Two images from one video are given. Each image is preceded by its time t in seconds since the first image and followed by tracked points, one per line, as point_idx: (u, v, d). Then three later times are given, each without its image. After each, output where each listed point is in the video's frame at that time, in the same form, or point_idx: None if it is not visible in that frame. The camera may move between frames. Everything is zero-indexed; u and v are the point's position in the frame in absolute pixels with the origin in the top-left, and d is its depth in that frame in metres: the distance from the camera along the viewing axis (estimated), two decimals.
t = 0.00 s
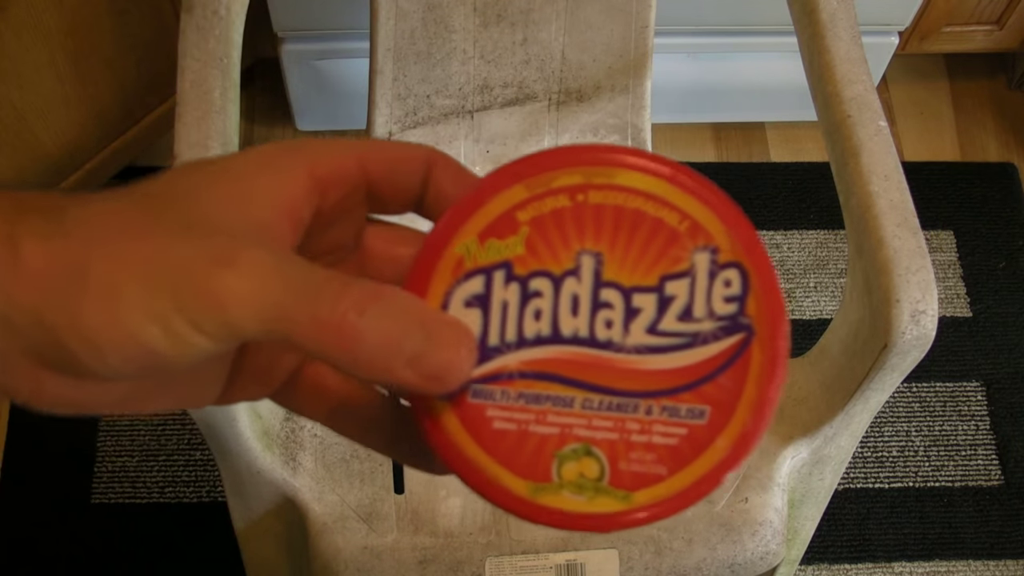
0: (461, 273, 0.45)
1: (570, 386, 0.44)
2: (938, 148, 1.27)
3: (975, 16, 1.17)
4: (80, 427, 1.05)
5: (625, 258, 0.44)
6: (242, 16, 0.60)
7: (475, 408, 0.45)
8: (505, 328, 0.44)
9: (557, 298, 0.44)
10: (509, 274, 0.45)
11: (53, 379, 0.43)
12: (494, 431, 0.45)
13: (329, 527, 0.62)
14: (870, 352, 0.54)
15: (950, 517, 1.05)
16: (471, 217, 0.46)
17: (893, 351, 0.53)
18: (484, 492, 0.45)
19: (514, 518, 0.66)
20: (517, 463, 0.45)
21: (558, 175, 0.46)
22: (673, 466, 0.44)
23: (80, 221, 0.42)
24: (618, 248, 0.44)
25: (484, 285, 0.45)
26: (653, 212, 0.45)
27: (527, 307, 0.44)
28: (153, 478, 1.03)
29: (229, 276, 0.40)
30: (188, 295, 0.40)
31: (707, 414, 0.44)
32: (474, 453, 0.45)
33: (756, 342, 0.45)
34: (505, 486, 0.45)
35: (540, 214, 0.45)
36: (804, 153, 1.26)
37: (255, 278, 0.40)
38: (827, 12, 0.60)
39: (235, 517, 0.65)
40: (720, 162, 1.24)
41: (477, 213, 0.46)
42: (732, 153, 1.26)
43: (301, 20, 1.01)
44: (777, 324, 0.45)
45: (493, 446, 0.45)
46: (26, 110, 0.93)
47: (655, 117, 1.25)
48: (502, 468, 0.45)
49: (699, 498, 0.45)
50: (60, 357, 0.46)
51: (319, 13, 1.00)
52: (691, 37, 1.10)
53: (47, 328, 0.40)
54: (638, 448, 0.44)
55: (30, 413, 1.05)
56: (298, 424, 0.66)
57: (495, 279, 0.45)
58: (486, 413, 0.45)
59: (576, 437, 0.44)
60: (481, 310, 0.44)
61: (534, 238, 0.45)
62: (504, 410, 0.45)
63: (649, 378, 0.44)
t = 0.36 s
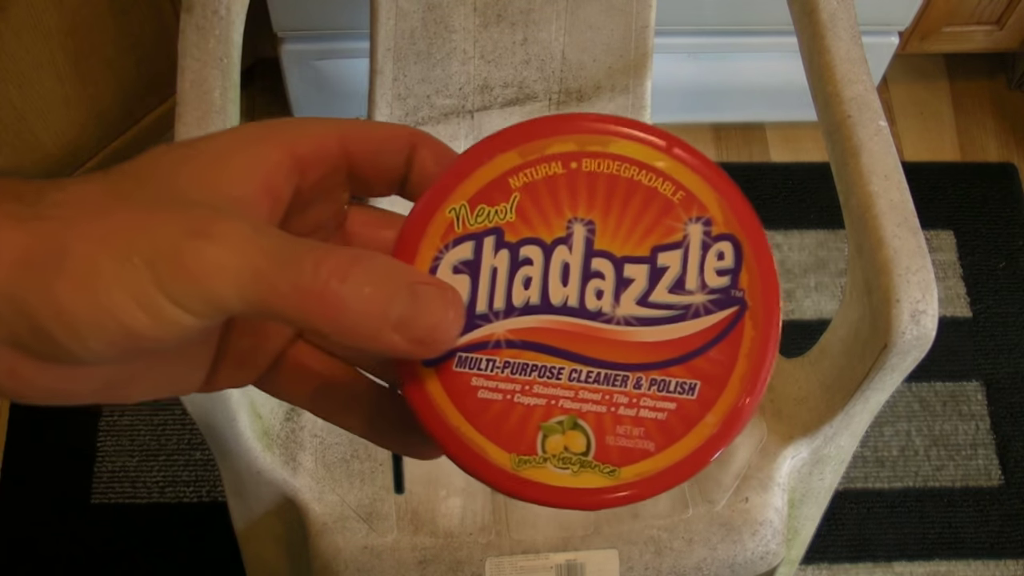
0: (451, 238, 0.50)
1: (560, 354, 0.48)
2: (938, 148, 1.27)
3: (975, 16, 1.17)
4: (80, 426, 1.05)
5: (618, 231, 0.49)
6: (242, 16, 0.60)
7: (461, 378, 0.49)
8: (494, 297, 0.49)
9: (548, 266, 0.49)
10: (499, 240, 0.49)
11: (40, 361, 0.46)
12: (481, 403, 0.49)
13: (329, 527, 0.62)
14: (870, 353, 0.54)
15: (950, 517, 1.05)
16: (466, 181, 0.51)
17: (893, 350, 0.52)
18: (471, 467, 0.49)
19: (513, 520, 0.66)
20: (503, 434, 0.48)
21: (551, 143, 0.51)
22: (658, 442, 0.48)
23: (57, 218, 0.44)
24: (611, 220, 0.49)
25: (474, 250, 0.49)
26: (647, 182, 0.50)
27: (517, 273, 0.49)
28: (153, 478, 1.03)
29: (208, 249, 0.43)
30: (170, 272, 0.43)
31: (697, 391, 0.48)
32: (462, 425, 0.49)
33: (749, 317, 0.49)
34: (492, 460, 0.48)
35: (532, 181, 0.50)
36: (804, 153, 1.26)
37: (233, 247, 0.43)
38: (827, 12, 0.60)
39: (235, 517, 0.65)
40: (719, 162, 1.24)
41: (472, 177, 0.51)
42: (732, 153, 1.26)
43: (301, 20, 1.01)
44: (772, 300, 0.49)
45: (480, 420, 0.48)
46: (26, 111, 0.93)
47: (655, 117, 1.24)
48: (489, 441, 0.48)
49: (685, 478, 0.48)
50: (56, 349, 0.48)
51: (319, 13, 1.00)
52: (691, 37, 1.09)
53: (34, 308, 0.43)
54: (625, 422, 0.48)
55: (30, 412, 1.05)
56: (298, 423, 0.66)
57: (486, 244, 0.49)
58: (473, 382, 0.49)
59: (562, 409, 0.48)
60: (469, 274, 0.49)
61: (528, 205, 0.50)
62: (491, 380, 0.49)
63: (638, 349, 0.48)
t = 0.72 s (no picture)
0: (432, 217, 0.51)
1: (539, 335, 0.50)
2: (938, 147, 1.27)
3: (975, 16, 1.17)
4: (80, 426, 1.05)
5: (599, 214, 0.50)
6: (242, 15, 0.60)
7: (440, 357, 0.51)
8: (474, 276, 0.50)
9: (529, 247, 0.50)
10: (480, 220, 0.51)
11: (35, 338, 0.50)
12: (459, 381, 0.50)
13: (329, 527, 0.62)
14: (869, 353, 0.54)
15: (950, 517, 1.05)
16: (449, 160, 0.52)
17: (893, 350, 0.52)
18: (449, 445, 0.51)
19: (513, 519, 0.66)
20: (481, 413, 0.50)
21: (534, 124, 0.52)
22: (633, 424, 0.50)
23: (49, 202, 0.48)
24: (593, 203, 0.51)
25: (455, 229, 0.51)
26: (629, 165, 0.52)
27: (498, 254, 0.50)
28: (153, 478, 1.03)
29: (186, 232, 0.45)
30: (150, 255, 0.45)
31: (674, 374, 0.50)
32: (440, 403, 0.51)
33: (727, 302, 0.50)
34: (470, 438, 0.50)
35: (514, 161, 0.52)
36: (804, 153, 1.26)
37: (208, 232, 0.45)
38: (827, 12, 0.60)
39: (235, 517, 0.65)
40: (719, 162, 1.24)
41: (456, 155, 0.52)
42: (732, 153, 1.26)
43: (301, 20, 1.01)
44: (751, 285, 0.50)
45: (459, 399, 0.50)
46: (26, 111, 0.93)
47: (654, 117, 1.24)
48: (467, 420, 0.50)
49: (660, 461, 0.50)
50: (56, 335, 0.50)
51: (319, 14, 1.00)
52: (690, 37, 1.09)
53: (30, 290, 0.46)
54: (603, 404, 0.50)
55: (29, 412, 1.05)
56: (297, 423, 0.66)
57: (467, 223, 0.51)
58: (451, 361, 0.50)
59: (539, 389, 0.50)
60: (450, 254, 0.51)
61: (510, 187, 0.51)
62: (469, 359, 0.50)
63: (616, 331, 0.50)
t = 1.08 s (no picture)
0: (422, 168, 0.49)
1: (524, 282, 0.47)
2: (938, 147, 1.27)
3: (975, 16, 1.17)
4: (80, 426, 1.05)
5: (586, 165, 0.49)
6: (242, 16, 0.60)
7: (426, 300, 0.48)
8: (463, 225, 0.48)
9: (517, 197, 0.48)
10: (469, 171, 0.49)
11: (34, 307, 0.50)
12: (444, 325, 0.48)
13: (329, 527, 0.62)
14: (869, 353, 0.54)
15: (950, 517, 1.05)
16: (438, 115, 0.51)
17: (894, 350, 0.52)
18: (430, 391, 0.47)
19: (513, 519, 0.66)
20: (464, 356, 0.47)
21: (522, 82, 0.51)
22: (618, 368, 0.47)
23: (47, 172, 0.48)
24: (580, 156, 0.49)
25: (445, 179, 0.49)
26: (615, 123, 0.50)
27: (486, 204, 0.48)
28: (153, 478, 1.03)
29: (178, 189, 0.46)
30: (144, 211, 0.46)
31: (658, 321, 0.47)
32: (425, 346, 0.48)
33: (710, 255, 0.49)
34: (453, 381, 0.47)
35: (504, 118, 0.50)
36: (804, 153, 1.26)
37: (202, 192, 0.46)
38: (827, 12, 0.60)
39: (235, 517, 0.65)
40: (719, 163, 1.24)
41: (444, 113, 0.51)
42: (732, 154, 1.26)
43: (301, 19, 1.01)
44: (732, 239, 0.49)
45: (444, 342, 0.47)
46: (26, 111, 0.92)
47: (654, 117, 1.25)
48: (450, 362, 0.47)
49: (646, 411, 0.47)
50: (55, 301, 0.50)
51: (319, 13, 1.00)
52: (690, 38, 1.09)
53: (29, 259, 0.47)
54: (588, 349, 0.47)
55: (30, 412, 1.05)
56: (297, 423, 0.66)
57: (456, 174, 0.49)
58: (437, 305, 0.48)
59: (524, 333, 0.47)
60: (439, 203, 0.49)
61: (498, 139, 0.50)
62: (455, 303, 0.48)
63: (603, 281, 0.47)
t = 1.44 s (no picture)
0: (418, 41, 0.49)
1: (487, 123, 0.44)
2: (938, 146, 1.27)
3: (975, 16, 1.17)
4: (80, 425, 1.05)
5: (576, 64, 0.47)
6: (242, 15, 0.60)
7: (386, 121, 0.45)
8: (443, 79, 0.47)
9: (502, 72, 0.47)
10: (463, 50, 0.48)
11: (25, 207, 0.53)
12: (396, 138, 0.44)
13: (329, 527, 0.63)
14: (869, 352, 0.54)
15: (950, 517, 1.05)
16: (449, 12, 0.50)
17: (893, 350, 0.52)
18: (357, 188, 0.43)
19: (513, 519, 0.65)
20: (407, 162, 0.43)
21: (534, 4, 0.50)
22: (564, 199, 0.42)
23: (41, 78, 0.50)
24: (572, 59, 0.48)
25: (438, 50, 0.48)
26: (611, 45, 0.49)
27: (468, 72, 0.47)
28: (153, 478, 1.03)
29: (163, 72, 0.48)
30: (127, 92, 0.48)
31: (619, 172, 0.43)
32: (368, 149, 0.44)
33: (685, 137, 0.45)
34: (386, 178, 0.42)
35: (508, 25, 0.49)
36: (805, 153, 1.26)
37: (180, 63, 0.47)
38: (827, 12, 0.60)
39: (235, 517, 0.65)
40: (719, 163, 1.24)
41: (456, 12, 0.50)
42: (732, 154, 1.25)
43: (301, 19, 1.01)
44: (713, 128, 0.46)
45: (390, 148, 0.44)
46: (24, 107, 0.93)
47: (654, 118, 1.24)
48: (390, 164, 0.43)
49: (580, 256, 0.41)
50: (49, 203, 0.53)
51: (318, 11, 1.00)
52: (690, 37, 1.09)
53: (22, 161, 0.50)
54: (538, 179, 0.42)
55: (30, 411, 1.05)
56: (297, 423, 0.66)
57: (449, 50, 0.48)
58: (395, 125, 0.45)
59: (475, 156, 0.43)
60: (424, 65, 0.47)
61: (498, 35, 0.49)
62: (414, 126, 0.45)
63: (573, 138, 0.44)
